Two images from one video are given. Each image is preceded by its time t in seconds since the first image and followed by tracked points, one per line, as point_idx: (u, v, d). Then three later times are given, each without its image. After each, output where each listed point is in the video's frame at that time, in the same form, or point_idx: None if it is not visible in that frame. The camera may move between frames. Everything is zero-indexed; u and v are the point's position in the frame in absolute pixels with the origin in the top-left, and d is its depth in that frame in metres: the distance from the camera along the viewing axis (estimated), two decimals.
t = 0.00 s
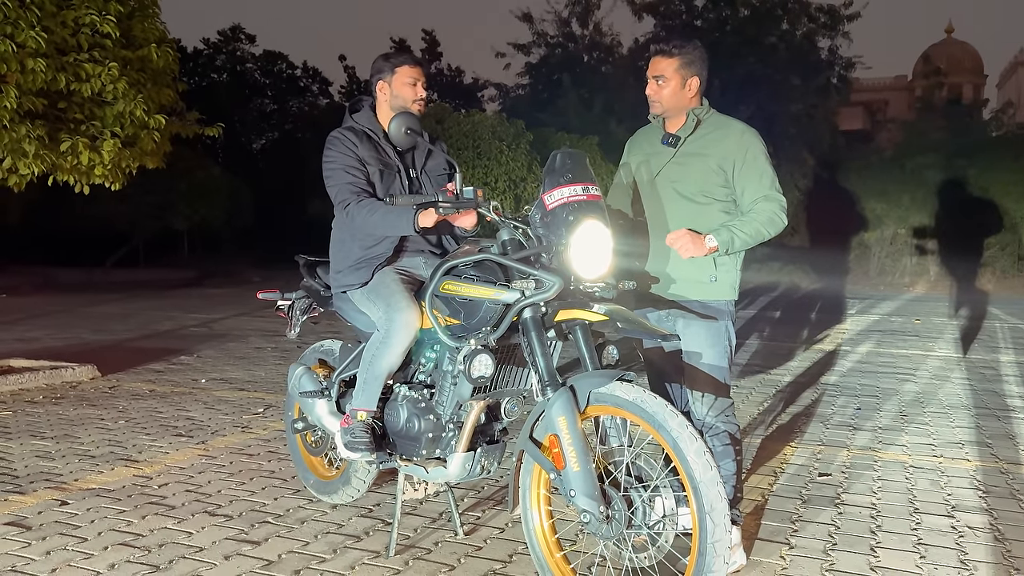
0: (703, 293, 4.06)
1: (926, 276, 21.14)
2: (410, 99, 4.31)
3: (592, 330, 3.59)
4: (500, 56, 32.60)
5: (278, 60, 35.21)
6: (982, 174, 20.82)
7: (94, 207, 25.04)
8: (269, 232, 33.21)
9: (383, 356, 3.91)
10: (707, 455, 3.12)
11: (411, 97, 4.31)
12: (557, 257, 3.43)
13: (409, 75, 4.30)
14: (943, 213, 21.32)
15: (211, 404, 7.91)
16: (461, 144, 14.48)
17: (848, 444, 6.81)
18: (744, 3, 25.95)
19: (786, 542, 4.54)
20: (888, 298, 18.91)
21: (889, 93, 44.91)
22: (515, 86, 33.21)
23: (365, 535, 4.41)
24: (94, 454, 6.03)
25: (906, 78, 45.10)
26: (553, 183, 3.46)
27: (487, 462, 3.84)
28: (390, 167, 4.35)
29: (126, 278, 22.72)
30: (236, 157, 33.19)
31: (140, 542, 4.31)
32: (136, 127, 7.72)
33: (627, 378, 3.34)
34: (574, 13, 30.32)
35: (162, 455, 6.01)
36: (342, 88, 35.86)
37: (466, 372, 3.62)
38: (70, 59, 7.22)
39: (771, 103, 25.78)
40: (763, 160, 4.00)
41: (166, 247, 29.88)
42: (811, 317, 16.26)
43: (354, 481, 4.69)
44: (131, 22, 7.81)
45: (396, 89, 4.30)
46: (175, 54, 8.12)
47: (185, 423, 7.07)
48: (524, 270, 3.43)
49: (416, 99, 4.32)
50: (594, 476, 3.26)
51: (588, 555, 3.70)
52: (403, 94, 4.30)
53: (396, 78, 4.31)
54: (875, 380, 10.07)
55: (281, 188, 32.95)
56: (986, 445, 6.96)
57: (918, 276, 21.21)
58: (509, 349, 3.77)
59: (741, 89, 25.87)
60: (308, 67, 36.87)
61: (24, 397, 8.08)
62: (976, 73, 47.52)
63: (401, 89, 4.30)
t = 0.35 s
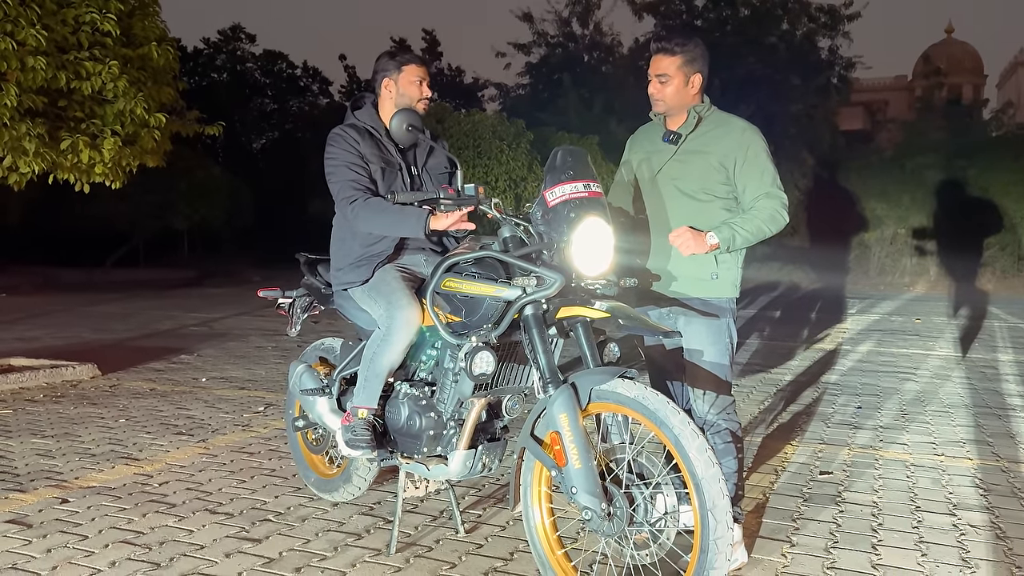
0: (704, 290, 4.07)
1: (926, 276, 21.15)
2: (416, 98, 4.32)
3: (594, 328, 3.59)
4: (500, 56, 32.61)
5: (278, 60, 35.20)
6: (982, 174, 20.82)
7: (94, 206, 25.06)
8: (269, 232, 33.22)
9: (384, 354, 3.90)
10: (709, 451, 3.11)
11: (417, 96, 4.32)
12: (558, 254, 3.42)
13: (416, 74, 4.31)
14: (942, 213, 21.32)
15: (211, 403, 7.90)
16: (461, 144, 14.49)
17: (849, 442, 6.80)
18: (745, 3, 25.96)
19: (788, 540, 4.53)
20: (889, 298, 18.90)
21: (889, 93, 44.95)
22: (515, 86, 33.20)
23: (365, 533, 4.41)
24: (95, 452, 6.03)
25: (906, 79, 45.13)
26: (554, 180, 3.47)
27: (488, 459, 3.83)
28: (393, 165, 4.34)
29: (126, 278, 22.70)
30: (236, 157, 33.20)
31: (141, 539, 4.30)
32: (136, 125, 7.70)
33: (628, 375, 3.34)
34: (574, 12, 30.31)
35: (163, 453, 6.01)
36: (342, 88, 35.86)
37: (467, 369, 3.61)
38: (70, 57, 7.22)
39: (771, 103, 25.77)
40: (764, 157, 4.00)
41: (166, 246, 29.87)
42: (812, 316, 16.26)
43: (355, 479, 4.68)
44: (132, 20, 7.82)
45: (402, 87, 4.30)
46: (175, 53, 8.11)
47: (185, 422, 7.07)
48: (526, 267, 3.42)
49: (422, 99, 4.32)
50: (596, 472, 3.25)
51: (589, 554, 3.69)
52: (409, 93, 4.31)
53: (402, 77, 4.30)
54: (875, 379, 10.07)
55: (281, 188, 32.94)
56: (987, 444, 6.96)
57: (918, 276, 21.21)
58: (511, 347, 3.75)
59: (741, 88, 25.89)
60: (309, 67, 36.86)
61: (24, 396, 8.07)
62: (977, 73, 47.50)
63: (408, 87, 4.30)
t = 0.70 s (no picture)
0: (707, 288, 4.05)
1: (927, 275, 21.12)
2: (420, 96, 4.31)
3: (597, 325, 3.58)
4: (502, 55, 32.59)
5: (279, 59, 35.16)
6: (984, 173, 20.79)
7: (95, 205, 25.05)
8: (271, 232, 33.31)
9: (387, 351, 3.89)
10: (713, 449, 3.10)
11: (421, 95, 4.31)
12: (562, 252, 3.41)
13: (419, 72, 4.29)
14: (943, 213, 21.34)
15: (213, 402, 7.89)
16: (462, 143, 14.48)
17: (851, 441, 6.78)
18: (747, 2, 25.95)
19: (791, 539, 4.52)
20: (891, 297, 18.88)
21: (890, 93, 44.92)
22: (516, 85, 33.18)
23: (368, 531, 4.40)
24: (97, 450, 6.02)
25: (907, 78, 45.10)
26: (557, 176, 3.46)
27: (490, 457, 3.82)
28: (395, 161, 4.34)
29: (128, 277, 22.67)
30: (237, 157, 33.18)
31: (142, 538, 4.30)
32: (138, 123, 7.69)
33: (632, 372, 3.34)
34: (575, 12, 30.29)
35: (164, 451, 6.00)
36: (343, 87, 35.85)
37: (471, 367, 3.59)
38: (72, 55, 7.21)
39: (773, 103, 25.74)
40: (767, 155, 3.99)
41: (167, 246, 29.86)
42: (813, 315, 16.25)
43: (357, 477, 4.67)
44: (134, 19, 7.82)
45: (406, 85, 4.29)
46: (177, 51, 8.10)
47: (187, 420, 7.07)
48: (529, 264, 3.40)
49: (426, 97, 4.31)
50: (598, 470, 3.25)
51: (591, 552, 3.67)
52: (413, 92, 4.30)
53: (406, 74, 4.29)
54: (877, 378, 10.05)
55: (281, 188, 32.95)
56: (990, 443, 6.94)
57: (920, 275, 21.19)
58: (513, 344, 3.74)
59: (743, 88, 25.88)
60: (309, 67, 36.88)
61: (25, 395, 8.07)
62: (978, 72, 47.44)
63: (412, 86, 4.29)
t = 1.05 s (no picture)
0: (709, 287, 4.03)
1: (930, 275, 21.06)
2: (422, 97, 4.28)
3: (599, 325, 3.57)
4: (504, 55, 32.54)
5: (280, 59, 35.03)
6: (986, 172, 20.76)
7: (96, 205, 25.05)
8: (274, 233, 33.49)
9: (388, 351, 3.87)
10: (716, 450, 3.07)
11: (424, 95, 4.27)
12: (563, 252, 3.39)
13: (423, 72, 4.26)
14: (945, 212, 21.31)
15: (214, 401, 7.87)
16: (464, 143, 14.45)
17: (854, 442, 6.76)
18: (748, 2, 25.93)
19: (794, 540, 4.49)
20: (894, 297, 18.85)
21: (892, 92, 44.84)
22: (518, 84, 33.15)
23: (369, 531, 4.38)
24: (97, 450, 6.01)
25: (909, 78, 45.01)
26: (558, 175, 3.44)
27: (492, 457, 3.80)
28: (395, 161, 4.31)
29: (130, 277, 22.67)
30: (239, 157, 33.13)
31: (143, 538, 4.28)
32: (139, 123, 7.68)
33: (634, 372, 3.32)
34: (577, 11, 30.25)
35: (165, 452, 5.99)
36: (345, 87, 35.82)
37: (471, 366, 3.55)
38: (72, 54, 7.20)
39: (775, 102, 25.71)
40: (771, 154, 3.96)
41: (169, 246, 29.85)
42: (815, 315, 16.20)
43: (358, 477, 4.65)
44: (134, 19, 7.80)
45: (409, 85, 4.25)
46: (178, 50, 8.08)
47: (188, 420, 7.05)
48: (530, 263, 3.37)
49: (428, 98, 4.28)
50: (601, 471, 3.22)
51: (593, 553, 3.65)
52: (416, 92, 4.27)
53: (410, 74, 4.26)
54: (880, 378, 10.03)
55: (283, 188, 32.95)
56: (994, 443, 6.91)
57: (922, 275, 21.13)
58: (515, 344, 3.72)
59: (745, 87, 25.85)
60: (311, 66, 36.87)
61: (26, 395, 8.05)
62: (980, 72, 47.30)
63: (415, 86, 4.26)
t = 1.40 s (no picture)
0: (716, 287, 4.01)
1: (934, 274, 21.01)
2: (430, 94, 4.20)
3: (603, 324, 3.54)
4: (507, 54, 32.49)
5: (283, 58, 34.83)
6: (991, 172, 20.72)
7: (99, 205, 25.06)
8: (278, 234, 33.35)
9: (391, 352, 3.83)
10: (722, 450, 3.04)
11: (431, 93, 4.20)
12: (568, 251, 3.37)
13: (432, 69, 4.20)
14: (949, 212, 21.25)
15: (217, 401, 7.86)
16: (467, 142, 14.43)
17: (860, 442, 6.73)
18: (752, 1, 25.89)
19: (800, 541, 4.47)
20: (899, 296, 18.82)
21: (895, 91, 44.67)
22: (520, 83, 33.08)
23: (372, 532, 4.36)
24: (100, 450, 5.99)
25: (913, 77, 44.86)
26: (563, 174, 3.41)
27: (496, 458, 3.78)
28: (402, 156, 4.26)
29: (133, 277, 22.69)
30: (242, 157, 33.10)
31: (145, 539, 4.26)
32: (142, 123, 7.67)
33: (639, 372, 3.29)
34: (580, 11, 30.21)
35: (168, 451, 5.97)
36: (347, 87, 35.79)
37: (475, 367, 3.51)
38: (74, 54, 7.19)
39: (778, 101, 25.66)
40: (777, 152, 3.93)
41: (172, 246, 29.86)
42: (819, 315, 16.15)
43: (362, 478, 4.62)
44: (137, 17, 7.77)
45: (418, 82, 4.18)
46: (180, 49, 8.07)
47: (191, 420, 7.04)
48: (535, 262, 3.34)
49: (437, 95, 4.21)
50: (606, 472, 3.20)
51: (599, 554, 3.62)
52: (424, 89, 4.19)
53: (418, 71, 4.19)
54: (885, 378, 9.98)
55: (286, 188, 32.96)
56: (1001, 444, 6.86)
57: (927, 274, 21.09)
58: (519, 344, 3.69)
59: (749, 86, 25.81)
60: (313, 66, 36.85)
61: (29, 395, 8.04)
62: (984, 71, 47.12)
63: (424, 83, 4.19)
